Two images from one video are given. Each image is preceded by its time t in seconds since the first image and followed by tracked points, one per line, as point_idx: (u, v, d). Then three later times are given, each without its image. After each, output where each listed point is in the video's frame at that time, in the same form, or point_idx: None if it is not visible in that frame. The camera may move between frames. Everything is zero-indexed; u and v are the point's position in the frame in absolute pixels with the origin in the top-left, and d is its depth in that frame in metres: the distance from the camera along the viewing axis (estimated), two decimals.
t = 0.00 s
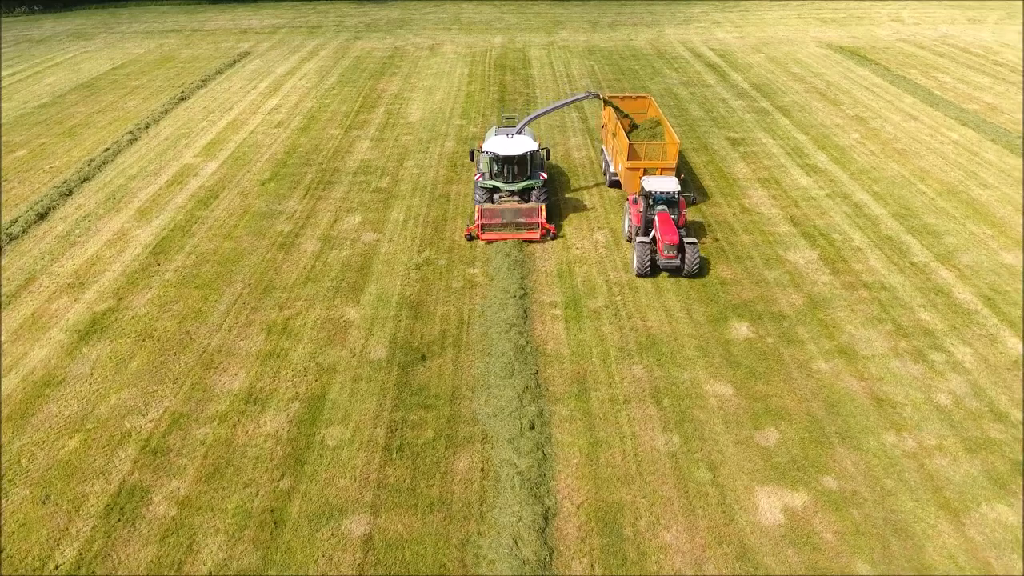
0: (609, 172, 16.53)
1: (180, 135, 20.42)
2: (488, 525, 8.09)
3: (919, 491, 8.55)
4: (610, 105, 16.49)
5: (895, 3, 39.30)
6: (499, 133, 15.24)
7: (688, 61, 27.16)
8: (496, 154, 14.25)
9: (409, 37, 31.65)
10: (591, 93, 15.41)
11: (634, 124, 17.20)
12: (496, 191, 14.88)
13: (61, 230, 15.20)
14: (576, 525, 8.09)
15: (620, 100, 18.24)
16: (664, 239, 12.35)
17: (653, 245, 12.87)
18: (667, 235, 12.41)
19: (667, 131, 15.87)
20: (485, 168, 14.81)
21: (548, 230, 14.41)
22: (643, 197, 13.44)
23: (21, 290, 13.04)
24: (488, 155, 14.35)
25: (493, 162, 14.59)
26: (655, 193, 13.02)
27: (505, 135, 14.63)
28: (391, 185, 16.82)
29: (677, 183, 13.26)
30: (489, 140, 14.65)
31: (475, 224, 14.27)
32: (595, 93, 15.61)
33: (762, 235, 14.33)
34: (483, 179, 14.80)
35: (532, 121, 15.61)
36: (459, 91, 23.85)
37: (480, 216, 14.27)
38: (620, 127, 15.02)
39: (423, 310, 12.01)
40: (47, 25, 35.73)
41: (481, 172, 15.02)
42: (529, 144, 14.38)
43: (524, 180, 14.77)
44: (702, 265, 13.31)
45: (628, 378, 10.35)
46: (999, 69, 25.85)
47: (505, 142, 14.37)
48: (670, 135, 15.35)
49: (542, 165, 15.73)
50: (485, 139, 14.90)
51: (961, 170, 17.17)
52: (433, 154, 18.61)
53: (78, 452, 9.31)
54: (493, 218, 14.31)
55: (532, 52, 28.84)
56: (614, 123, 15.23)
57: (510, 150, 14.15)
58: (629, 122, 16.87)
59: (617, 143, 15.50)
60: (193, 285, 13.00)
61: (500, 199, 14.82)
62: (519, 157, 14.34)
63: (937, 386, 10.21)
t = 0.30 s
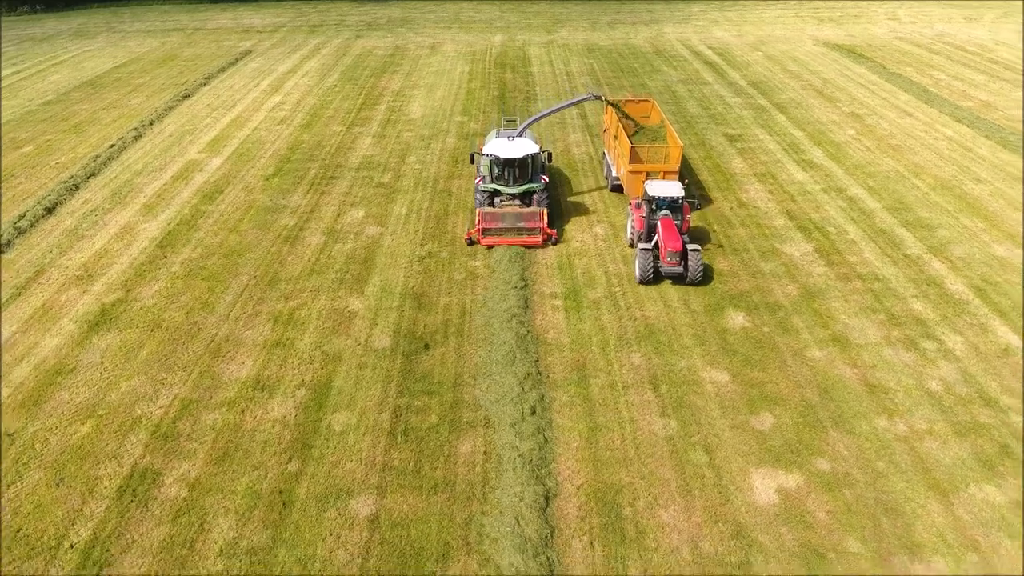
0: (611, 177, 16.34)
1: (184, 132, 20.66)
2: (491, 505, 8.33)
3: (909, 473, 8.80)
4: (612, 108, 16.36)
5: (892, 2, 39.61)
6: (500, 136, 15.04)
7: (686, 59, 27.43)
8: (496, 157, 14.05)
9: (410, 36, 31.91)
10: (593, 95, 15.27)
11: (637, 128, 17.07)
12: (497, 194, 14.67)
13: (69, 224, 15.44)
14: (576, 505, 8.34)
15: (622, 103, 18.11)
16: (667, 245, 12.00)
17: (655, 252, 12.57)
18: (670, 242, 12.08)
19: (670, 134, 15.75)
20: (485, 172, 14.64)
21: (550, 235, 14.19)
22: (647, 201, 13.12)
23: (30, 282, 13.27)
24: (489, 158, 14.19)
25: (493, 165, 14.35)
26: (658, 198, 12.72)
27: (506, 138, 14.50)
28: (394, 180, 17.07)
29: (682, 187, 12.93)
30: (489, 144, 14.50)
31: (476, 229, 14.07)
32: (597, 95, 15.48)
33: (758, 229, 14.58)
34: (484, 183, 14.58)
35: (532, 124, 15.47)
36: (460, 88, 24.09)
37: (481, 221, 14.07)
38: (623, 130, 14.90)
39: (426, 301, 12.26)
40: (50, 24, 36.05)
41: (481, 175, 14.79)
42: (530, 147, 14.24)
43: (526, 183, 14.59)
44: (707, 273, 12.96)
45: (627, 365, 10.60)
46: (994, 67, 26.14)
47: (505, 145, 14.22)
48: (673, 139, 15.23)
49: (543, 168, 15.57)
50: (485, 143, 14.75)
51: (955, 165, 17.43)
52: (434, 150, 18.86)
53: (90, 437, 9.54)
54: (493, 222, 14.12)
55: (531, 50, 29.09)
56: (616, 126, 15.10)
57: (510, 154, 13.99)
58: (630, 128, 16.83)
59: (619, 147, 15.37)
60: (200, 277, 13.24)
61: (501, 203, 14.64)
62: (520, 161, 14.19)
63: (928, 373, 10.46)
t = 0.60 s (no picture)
0: (614, 182, 15.98)
1: (188, 129, 20.87)
2: (493, 487, 8.55)
3: (901, 456, 9.04)
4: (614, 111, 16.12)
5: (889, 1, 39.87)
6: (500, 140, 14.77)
7: (685, 58, 27.68)
8: (496, 163, 13.78)
9: (410, 35, 32.13)
10: (595, 98, 15.01)
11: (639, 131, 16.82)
12: (497, 199, 14.40)
13: (76, 219, 15.66)
14: (576, 487, 8.57)
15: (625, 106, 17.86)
16: (670, 254, 11.81)
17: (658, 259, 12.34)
18: (673, 250, 11.87)
19: (673, 138, 15.49)
20: (485, 177, 14.37)
21: (552, 241, 13.94)
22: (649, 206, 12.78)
23: (39, 275, 13.49)
24: (489, 163, 13.89)
25: (493, 170, 14.10)
26: (661, 204, 12.35)
27: (506, 143, 14.17)
28: (396, 176, 17.29)
29: (685, 193, 12.58)
30: (489, 148, 14.18)
31: (476, 235, 13.80)
32: (599, 98, 15.24)
33: (755, 223, 14.82)
34: (484, 188, 14.34)
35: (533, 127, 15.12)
36: (460, 86, 24.32)
37: (481, 227, 13.81)
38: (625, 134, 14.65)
39: (428, 292, 12.48)
40: (53, 23, 36.29)
41: (482, 180, 14.56)
42: (531, 152, 13.90)
43: (526, 189, 14.30)
44: (710, 279, 12.78)
45: (625, 354, 10.85)
46: (990, 65, 26.38)
47: (506, 150, 13.89)
48: (676, 143, 14.96)
49: (544, 173, 15.25)
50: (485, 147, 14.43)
51: (949, 161, 17.67)
52: (436, 146, 19.09)
53: (101, 423, 9.76)
54: (494, 228, 13.86)
55: (531, 48, 29.34)
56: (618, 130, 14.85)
57: (511, 159, 13.67)
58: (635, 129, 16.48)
59: (621, 151, 15.12)
60: (206, 269, 13.46)
61: (501, 208, 14.37)
62: (521, 166, 13.88)
63: (920, 362, 10.70)
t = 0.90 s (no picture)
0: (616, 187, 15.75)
1: (191, 126, 21.07)
2: (496, 472, 8.77)
3: (893, 441, 9.27)
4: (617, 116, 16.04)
5: None
6: (500, 145, 14.66)
7: (683, 56, 27.91)
8: (496, 167, 13.62)
9: (411, 34, 32.34)
10: (597, 102, 14.94)
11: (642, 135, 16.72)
12: (497, 205, 14.18)
13: (82, 214, 15.87)
14: (576, 471, 8.78)
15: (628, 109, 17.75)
16: (674, 263, 11.60)
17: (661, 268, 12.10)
18: (677, 260, 11.62)
19: (677, 143, 15.36)
20: (485, 182, 14.17)
21: (553, 246, 13.68)
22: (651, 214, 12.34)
23: (47, 269, 13.70)
24: (488, 167, 13.73)
25: (493, 175, 13.91)
26: (664, 213, 11.92)
27: (506, 147, 14.05)
28: (397, 172, 17.50)
29: (688, 199, 12.18)
30: (489, 153, 14.04)
31: (476, 240, 13.58)
32: (602, 103, 15.17)
33: (752, 217, 15.04)
34: (484, 193, 14.14)
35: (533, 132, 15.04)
36: (461, 84, 24.52)
37: (481, 232, 13.57)
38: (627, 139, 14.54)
39: (431, 285, 12.69)
40: (54, 23, 36.48)
41: (481, 185, 14.36)
42: (532, 156, 13.77)
43: (527, 193, 14.09)
44: (713, 288, 12.53)
45: (624, 344, 11.08)
46: (985, 63, 26.64)
47: (506, 154, 13.76)
48: (680, 147, 14.80)
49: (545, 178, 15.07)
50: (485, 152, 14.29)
51: (944, 157, 17.91)
52: (437, 143, 19.30)
53: (112, 411, 9.97)
54: (494, 233, 13.61)
55: (531, 47, 29.55)
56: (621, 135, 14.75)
57: (511, 163, 13.52)
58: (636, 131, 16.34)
59: (624, 155, 15.01)
60: (211, 263, 13.67)
61: (501, 214, 14.13)
62: (521, 170, 13.72)
63: (914, 351, 10.93)
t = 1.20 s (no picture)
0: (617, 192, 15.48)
1: (193, 124, 21.27)
2: (496, 456, 8.99)
3: (883, 427, 9.50)
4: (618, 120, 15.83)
5: None
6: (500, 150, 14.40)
7: (681, 55, 28.14)
8: (496, 173, 13.33)
9: (410, 33, 32.58)
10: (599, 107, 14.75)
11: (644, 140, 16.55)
12: (497, 211, 13.92)
13: (86, 210, 16.07)
14: (575, 456, 9.00)
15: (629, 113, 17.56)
16: (677, 270, 11.26)
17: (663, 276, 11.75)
18: (680, 267, 11.29)
19: (678, 149, 15.17)
20: (485, 187, 13.90)
21: (553, 254, 13.40)
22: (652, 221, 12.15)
23: (53, 263, 13.91)
24: (488, 173, 13.43)
25: (493, 181, 13.63)
26: (665, 218, 11.74)
27: (507, 153, 13.75)
28: (398, 168, 17.72)
29: (690, 206, 12.03)
30: (489, 158, 13.75)
31: (475, 247, 13.32)
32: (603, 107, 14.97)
33: (748, 212, 15.28)
34: (483, 199, 13.87)
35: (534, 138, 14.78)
36: (460, 82, 24.73)
37: (480, 239, 13.31)
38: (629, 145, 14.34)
39: (432, 278, 12.91)
40: (55, 22, 36.66)
41: (482, 191, 14.09)
42: (532, 162, 13.46)
43: (527, 200, 13.79)
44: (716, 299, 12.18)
45: (622, 334, 11.31)
46: (980, 61, 26.90)
47: (506, 159, 13.46)
48: (682, 154, 14.61)
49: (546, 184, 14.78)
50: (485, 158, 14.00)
51: (938, 153, 18.15)
52: (437, 140, 19.52)
53: (120, 399, 10.18)
54: (493, 240, 13.35)
55: (530, 46, 29.77)
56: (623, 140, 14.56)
57: (511, 169, 13.23)
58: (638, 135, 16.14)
59: (625, 161, 14.80)
60: (215, 257, 13.88)
61: (501, 220, 13.86)
62: (522, 176, 13.41)
63: (905, 341, 11.16)
